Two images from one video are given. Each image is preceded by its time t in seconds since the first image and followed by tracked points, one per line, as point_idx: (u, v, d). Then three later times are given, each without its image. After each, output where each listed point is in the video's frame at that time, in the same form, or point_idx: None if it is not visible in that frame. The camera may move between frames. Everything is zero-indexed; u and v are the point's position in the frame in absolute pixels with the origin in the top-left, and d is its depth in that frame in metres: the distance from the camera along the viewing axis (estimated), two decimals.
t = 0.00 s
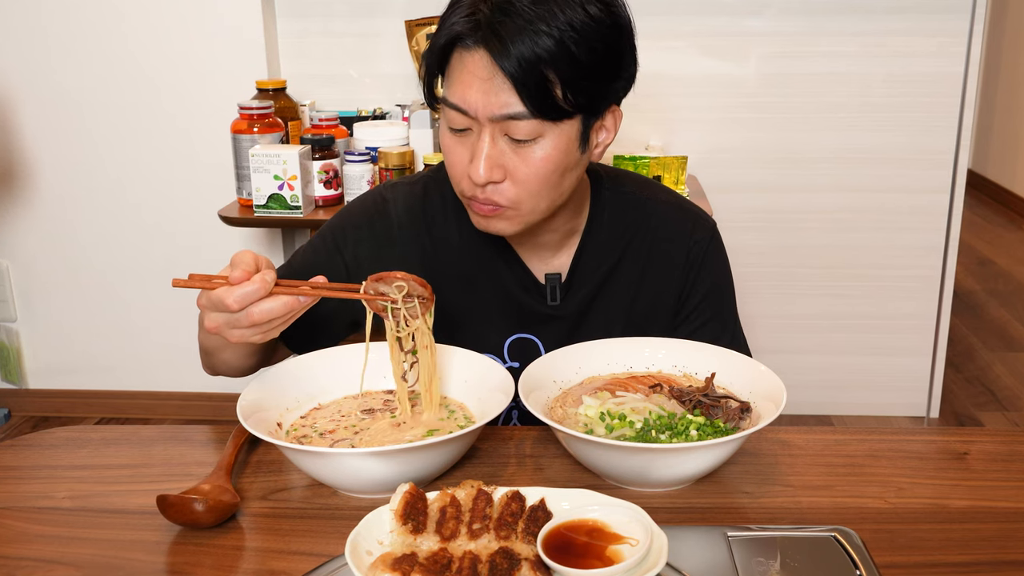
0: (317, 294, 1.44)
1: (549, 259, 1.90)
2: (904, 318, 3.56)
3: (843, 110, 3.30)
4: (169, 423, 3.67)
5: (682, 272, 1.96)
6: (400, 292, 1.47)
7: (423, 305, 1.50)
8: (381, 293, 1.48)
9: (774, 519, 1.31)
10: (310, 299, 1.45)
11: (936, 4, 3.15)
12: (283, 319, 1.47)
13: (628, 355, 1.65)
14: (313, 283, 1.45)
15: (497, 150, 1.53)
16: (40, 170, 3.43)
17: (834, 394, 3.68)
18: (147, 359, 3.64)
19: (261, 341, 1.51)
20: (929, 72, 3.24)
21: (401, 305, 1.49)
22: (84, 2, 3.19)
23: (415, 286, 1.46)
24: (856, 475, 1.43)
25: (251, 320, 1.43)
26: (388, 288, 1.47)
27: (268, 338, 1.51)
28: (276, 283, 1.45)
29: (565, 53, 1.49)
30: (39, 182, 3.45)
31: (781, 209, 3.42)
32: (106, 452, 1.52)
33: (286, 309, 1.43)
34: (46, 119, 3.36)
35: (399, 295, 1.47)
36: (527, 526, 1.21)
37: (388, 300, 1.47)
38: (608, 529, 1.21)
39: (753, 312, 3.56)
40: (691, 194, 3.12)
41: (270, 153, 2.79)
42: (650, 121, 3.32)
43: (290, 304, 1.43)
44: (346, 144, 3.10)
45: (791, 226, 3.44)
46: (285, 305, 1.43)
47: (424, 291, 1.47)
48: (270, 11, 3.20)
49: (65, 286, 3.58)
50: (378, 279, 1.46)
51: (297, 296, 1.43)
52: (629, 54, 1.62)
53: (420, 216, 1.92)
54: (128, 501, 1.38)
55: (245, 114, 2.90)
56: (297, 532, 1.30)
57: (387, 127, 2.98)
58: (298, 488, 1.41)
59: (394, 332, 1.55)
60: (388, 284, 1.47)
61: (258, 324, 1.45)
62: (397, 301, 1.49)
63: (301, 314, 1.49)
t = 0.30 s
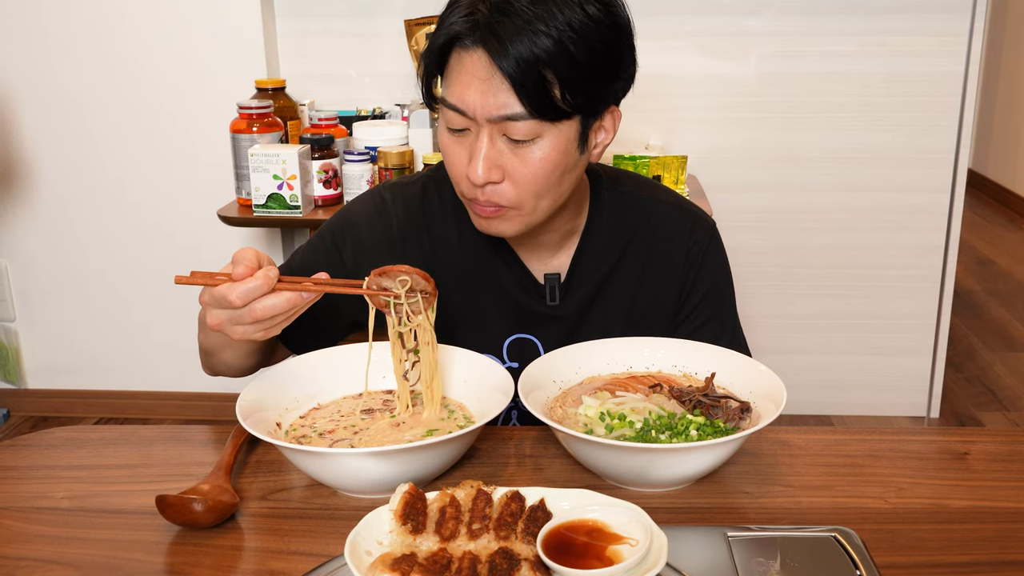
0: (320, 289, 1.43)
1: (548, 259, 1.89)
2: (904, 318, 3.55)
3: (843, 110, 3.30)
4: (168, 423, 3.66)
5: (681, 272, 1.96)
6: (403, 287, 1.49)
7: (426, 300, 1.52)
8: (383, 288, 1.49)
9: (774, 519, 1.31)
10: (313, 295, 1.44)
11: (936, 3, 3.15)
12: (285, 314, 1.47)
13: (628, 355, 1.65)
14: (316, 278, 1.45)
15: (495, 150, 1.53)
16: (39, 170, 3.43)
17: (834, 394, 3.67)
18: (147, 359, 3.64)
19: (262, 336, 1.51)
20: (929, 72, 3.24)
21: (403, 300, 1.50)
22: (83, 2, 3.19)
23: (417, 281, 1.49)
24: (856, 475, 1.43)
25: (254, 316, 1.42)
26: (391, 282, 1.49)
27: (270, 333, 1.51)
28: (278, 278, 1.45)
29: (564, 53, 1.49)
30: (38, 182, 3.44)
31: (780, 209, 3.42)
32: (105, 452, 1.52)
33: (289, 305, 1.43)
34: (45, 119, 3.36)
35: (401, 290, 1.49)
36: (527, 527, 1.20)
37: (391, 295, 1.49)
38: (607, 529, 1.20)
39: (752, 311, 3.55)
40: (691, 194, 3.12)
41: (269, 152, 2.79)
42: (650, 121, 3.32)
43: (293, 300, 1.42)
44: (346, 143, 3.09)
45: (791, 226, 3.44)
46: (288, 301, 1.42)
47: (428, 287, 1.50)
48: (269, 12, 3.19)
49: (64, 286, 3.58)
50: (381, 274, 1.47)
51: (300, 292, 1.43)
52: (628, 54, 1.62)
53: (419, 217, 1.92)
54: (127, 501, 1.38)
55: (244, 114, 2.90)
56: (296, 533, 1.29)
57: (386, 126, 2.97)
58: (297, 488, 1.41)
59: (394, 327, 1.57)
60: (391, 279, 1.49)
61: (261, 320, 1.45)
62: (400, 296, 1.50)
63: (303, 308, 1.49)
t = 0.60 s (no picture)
0: (324, 291, 1.43)
1: (547, 259, 1.89)
2: (904, 318, 3.55)
3: (843, 110, 3.29)
4: (168, 423, 3.66)
5: (680, 272, 1.96)
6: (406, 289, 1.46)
7: (429, 301, 1.50)
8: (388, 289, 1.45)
9: (774, 519, 1.31)
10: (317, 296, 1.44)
11: (936, 3, 3.15)
12: (289, 316, 1.47)
13: (628, 355, 1.64)
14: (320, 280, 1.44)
15: (491, 151, 1.53)
16: (38, 170, 3.43)
17: (834, 394, 3.67)
18: (146, 359, 3.63)
19: (266, 338, 1.51)
20: (929, 71, 3.23)
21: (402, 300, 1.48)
22: (82, 2, 3.19)
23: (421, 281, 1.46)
24: (856, 475, 1.43)
25: (258, 317, 1.42)
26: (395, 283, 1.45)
27: (274, 334, 1.51)
28: (283, 280, 1.44)
29: (559, 53, 1.48)
30: (37, 182, 3.44)
31: (780, 208, 3.42)
32: (104, 452, 1.52)
33: (293, 306, 1.42)
34: (45, 119, 3.35)
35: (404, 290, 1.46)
36: (527, 527, 1.20)
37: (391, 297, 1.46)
38: (607, 530, 1.20)
39: (752, 311, 3.55)
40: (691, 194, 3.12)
41: (269, 152, 2.79)
42: (650, 121, 3.32)
43: (297, 301, 1.42)
44: (345, 143, 3.09)
45: (791, 226, 3.44)
46: (291, 302, 1.42)
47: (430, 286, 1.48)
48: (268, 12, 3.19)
49: (63, 285, 3.57)
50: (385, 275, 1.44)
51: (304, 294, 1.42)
52: (624, 55, 1.62)
53: (418, 217, 1.91)
54: (126, 501, 1.37)
55: (244, 113, 2.90)
56: (296, 533, 1.29)
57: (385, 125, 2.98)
58: (297, 488, 1.41)
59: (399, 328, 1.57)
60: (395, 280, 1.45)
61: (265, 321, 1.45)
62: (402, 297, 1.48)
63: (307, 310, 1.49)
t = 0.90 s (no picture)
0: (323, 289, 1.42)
1: (543, 260, 1.89)
2: (904, 318, 3.55)
3: (843, 109, 3.29)
4: (167, 423, 3.66)
5: (677, 272, 1.96)
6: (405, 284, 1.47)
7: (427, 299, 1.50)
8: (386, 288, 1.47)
9: (774, 520, 1.31)
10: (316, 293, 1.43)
11: (937, 2, 3.15)
12: (288, 312, 1.46)
13: (628, 355, 1.64)
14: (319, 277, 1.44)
15: (486, 156, 1.53)
16: (37, 169, 3.42)
17: (834, 394, 3.67)
18: (145, 359, 3.63)
19: (265, 334, 1.50)
20: (929, 71, 3.23)
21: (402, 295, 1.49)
22: (81, 2, 3.18)
23: (420, 279, 1.44)
24: (856, 475, 1.42)
25: (258, 314, 1.42)
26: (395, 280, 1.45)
27: (273, 330, 1.51)
28: (282, 276, 1.44)
29: (553, 57, 1.48)
30: (36, 181, 3.44)
31: (780, 208, 3.41)
32: (103, 452, 1.51)
33: (293, 303, 1.42)
34: (44, 119, 3.35)
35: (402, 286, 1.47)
36: (526, 527, 1.20)
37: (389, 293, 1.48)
38: (607, 530, 1.20)
39: (752, 311, 3.55)
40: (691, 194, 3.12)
41: (268, 151, 2.79)
42: (650, 120, 3.32)
43: (296, 298, 1.42)
44: (344, 143, 3.09)
45: (791, 226, 3.44)
46: (291, 299, 1.42)
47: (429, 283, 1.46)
48: (267, 11, 3.19)
49: (63, 285, 3.57)
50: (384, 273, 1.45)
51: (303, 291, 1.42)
52: (619, 57, 1.61)
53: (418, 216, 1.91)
54: (125, 501, 1.37)
55: (243, 113, 2.90)
56: (295, 533, 1.29)
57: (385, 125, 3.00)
58: (296, 488, 1.40)
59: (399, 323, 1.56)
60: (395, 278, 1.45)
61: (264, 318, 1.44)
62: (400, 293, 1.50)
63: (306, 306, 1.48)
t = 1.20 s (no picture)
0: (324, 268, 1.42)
1: (538, 263, 1.89)
2: (904, 318, 3.55)
3: (843, 109, 3.29)
4: (167, 422, 3.66)
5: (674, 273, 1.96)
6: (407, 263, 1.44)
7: (430, 280, 1.48)
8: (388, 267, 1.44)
9: (774, 520, 1.30)
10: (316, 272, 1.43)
11: (937, 2, 3.15)
12: (287, 292, 1.46)
13: (628, 355, 1.64)
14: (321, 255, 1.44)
15: (480, 146, 1.52)
16: (36, 169, 3.42)
17: (834, 394, 3.67)
18: (145, 359, 3.63)
19: (263, 314, 1.51)
20: (929, 70, 3.23)
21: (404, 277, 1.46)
22: (81, 2, 3.18)
23: (424, 258, 1.44)
24: (856, 475, 1.42)
25: (257, 291, 1.42)
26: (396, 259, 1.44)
27: (271, 312, 1.51)
28: (284, 253, 1.43)
29: (551, 47, 1.48)
30: (35, 181, 3.43)
31: (780, 208, 3.41)
32: (102, 452, 1.51)
33: (293, 281, 1.42)
34: (43, 119, 3.35)
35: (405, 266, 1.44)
36: (526, 527, 1.20)
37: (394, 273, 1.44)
38: (607, 530, 1.20)
39: (752, 311, 3.54)
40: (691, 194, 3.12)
41: (267, 151, 2.79)
42: (650, 119, 3.31)
43: (296, 276, 1.42)
44: (343, 142, 3.09)
45: (791, 225, 3.43)
46: (291, 277, 1.42)
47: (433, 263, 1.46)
48: (266, 11, 3.19)
49: (62, 285, 3.57)
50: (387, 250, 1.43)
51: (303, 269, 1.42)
52: (616, 52, 1.62)
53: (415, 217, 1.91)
54: (124, 502, 1.37)
55: (243, 112, 2.90)
56: (295, 533, 1.29)
57: (385, 125, 3.01)
58: (296, 488, 1.40)
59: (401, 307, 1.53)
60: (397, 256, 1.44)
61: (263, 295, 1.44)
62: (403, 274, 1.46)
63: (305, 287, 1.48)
